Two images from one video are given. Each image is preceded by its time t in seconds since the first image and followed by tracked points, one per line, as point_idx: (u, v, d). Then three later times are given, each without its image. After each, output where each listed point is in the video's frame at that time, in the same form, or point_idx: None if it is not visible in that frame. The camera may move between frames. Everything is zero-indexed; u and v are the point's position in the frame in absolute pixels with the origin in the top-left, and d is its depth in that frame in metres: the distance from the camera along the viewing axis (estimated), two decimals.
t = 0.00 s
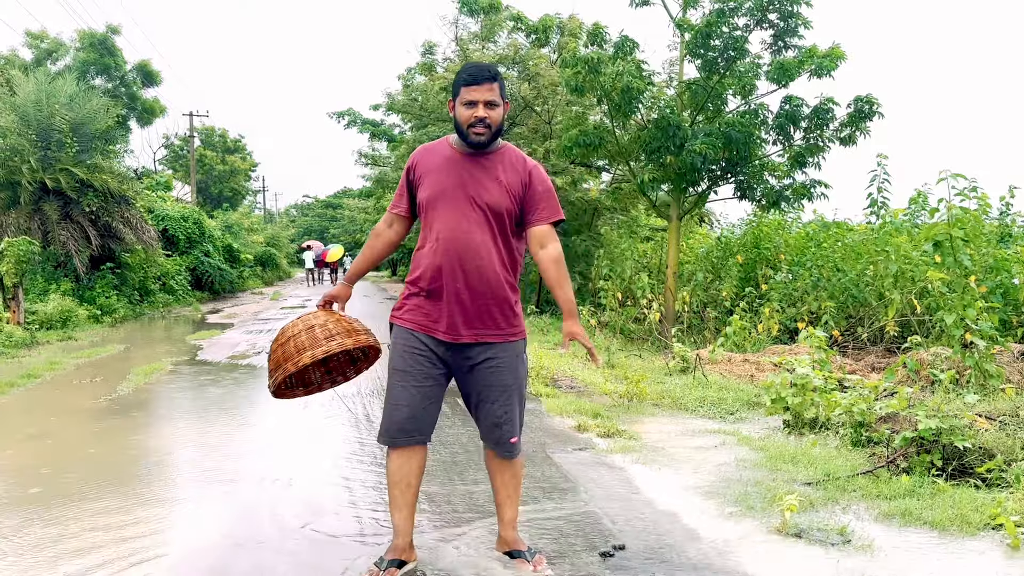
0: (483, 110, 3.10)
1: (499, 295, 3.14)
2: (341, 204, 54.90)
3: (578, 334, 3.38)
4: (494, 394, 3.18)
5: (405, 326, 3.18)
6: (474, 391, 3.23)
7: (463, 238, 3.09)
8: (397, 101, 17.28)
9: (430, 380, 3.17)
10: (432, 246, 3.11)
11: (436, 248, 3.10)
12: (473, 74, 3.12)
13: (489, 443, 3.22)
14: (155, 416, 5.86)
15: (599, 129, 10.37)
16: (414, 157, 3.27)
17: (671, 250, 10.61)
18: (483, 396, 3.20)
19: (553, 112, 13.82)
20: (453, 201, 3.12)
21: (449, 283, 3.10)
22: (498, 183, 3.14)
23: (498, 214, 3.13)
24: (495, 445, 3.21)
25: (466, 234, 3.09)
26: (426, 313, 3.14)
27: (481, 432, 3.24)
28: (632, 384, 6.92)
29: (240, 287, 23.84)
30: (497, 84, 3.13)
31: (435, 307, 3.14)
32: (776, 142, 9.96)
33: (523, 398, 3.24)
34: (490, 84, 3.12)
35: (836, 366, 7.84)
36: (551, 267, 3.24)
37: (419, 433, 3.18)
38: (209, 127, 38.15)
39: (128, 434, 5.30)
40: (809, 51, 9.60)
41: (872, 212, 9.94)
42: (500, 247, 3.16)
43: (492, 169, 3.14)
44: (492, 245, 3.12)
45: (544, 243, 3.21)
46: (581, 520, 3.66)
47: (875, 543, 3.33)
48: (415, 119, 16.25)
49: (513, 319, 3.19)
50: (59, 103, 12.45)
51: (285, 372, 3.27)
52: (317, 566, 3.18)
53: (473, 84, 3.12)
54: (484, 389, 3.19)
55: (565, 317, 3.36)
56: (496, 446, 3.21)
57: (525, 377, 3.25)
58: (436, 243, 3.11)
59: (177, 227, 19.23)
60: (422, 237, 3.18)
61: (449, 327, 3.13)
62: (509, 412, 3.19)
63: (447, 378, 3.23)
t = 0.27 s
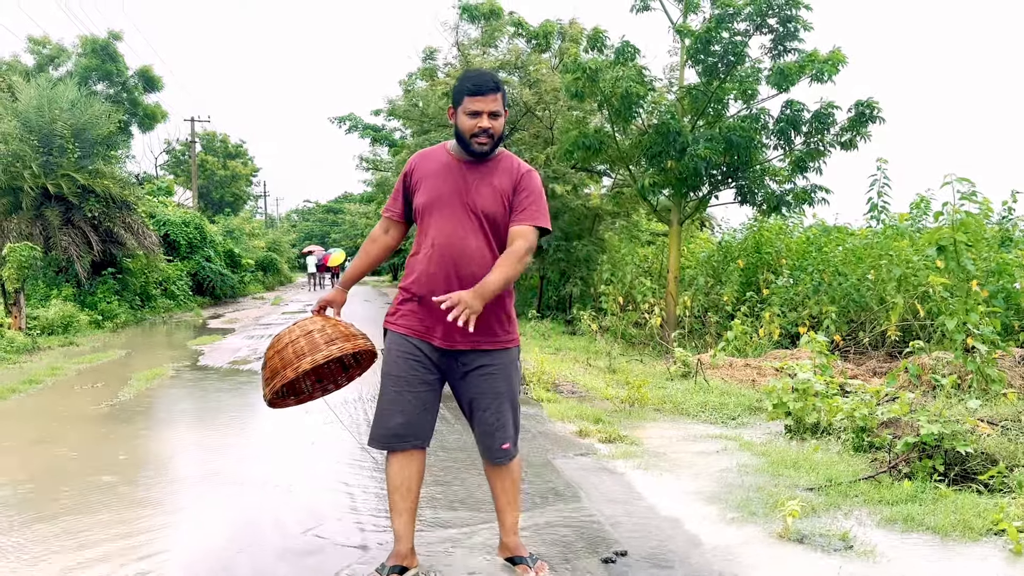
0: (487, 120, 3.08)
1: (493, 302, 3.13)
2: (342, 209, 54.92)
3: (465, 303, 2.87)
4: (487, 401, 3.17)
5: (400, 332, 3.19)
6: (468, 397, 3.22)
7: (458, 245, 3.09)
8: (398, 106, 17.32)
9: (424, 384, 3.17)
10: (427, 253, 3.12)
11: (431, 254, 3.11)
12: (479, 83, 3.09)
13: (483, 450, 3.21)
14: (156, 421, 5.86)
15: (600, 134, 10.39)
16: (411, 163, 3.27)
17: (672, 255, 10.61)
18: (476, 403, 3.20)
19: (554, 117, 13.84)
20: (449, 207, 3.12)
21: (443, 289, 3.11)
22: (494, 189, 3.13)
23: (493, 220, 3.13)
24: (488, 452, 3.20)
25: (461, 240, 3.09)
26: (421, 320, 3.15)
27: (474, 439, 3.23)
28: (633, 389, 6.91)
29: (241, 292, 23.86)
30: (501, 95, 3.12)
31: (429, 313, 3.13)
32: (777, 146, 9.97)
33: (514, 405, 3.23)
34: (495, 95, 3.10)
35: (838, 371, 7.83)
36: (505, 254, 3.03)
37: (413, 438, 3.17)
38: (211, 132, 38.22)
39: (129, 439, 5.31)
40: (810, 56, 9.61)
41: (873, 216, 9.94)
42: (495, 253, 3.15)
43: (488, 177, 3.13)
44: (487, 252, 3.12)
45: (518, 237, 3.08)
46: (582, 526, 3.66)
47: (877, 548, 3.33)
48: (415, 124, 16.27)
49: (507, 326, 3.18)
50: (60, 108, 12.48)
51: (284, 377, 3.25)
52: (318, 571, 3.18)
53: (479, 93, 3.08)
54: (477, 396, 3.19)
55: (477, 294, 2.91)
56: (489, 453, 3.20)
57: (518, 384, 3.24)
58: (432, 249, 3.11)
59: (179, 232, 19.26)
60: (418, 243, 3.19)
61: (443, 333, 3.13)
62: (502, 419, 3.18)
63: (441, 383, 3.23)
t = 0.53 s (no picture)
0: (503, 136, 3.10)
1: (494, 310, 3.13)
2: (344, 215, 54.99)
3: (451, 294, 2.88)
4: (489, 409, 3.18)
5: (401, 339, 3.19)
6: (470, 404, 3.22)
7: (460, 253, 3.09)
8: (399, 113, 17.36)
9: (427, 392, 3.18)
10: (429, 261, 3.12)
11: (433, 262, 3.11)
12: (497, 98, 3.09)
13: (485, 457, 3.21)
14: (159, 429, 5.87)
15: (601, 140, 10.41)
16: (414, 170, 3.28)
17: (674, 261, 10.62)
18: (479, 410, 3.20)
19: (555, 124, 13.87)
20: (452, 215, 3.13)
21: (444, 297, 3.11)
22: (496, 198, 3.14)
23: (495, 229, 3.13)
24: (491, 459, 3.20)
25: (462, 248, 3.09)
26: (420, 328, 3.15)
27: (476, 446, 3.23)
28: (636, 395, 6.91)
29: (243, 299, 23.89)
30: (515, 111, 3.14)
31: (429, 321, 3.14)
32: (778, 152, 9.99)
33: (517, 413, 3.23)
34: (511, 111, 3.12)
35: (841, 376, 7.82)
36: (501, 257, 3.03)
37: (417, 445, 3.18)
38: (212, 139, 38.33)
39: (132, 447, 5.31)
40: (811, 62, 9.63)
41: (874, 222, 9.94)
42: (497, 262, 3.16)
43: (492, 186, 3.14)
44: (488, 261, 3.12)
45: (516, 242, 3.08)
46: (586, 532, 3.66)
47: (881, 555, 3.33)
48: (417, 131, 16.31)
49: (508, 334, 3.18)
50: (63, 116, 12.53)
51: (287, 387, 3.27)
52: None
53: (498, 108, 3.08)
54: (479, 403, 3.19)
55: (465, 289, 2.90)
56: (492, 461, 3.20)
57: (520, 392, 3.25)
58: (433, 257, 3.12)
59: (181, 239, 19.29)
60: (420, 251, 3.19)
61: (444, 342, 3.13)
62: (504, 426, 3.18)
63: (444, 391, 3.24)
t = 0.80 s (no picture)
0: (508, 146, 3.11)
1: (498, 321, 3.14)
2: (346, 223, 55.07)
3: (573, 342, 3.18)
4: (493, 416, 3.19)
5: (404, 347, 3.20)
6: (474, 412, 3.23)
7: (465, 262, 3.10)
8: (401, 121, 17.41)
9: (431, 399, 3.19)
10: (434, 269, 3.13)
11: (437, 271, 3.12)
12: (503, 109, 3.10)
13: (490, 465, 3.21)
14: (161, 437, 5.88)
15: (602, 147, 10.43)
16: (420, 178, 3.29)
17: (677, 268, 10.63)
18: (483, 418, 3.20)
19: (557, 131, 13.90)
20: (457, 224, 3.13)
21: (448, 306, 3.11)
22: (502, 209, 3.16)
23: (500, 240, 3.15)
24: (495, 467, 3.21)
25: (467, 258, 3.10)
26: (424, 337, 3.15)
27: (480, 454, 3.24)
28: (638, 402, 6.90)
29: (245, 306, 23.91)
30: (520, 121, 3.15)
31: (433, 330, 3.13)
32: (780, 159, 10.00)
33: (521, 420, 3.24)
34: (516, 121, 3.13)
35: (844, 383, 7.82)
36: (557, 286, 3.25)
37: (422, 452, 3.18)
38: (215, 147, 38.45)
39: (135, 455, 5.32)
40: (811, 69, 9.66)
41: (876, 228, 9.94)
42: (501, 272, 3.17)
43: (497, 196, 3.16)
44: (493, 271, 3.13)
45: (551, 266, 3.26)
46: (589, 540, 3.66)
47: (884, 561, 3.32)
48: (419, 139, 16.35)
49: (511, 344, 3.19)
50: (66, 125, 12.59)
51: (292, 397, 3.30)
52: None
53: (503, 119, 3.10)
54: (484, 411, 3.20)
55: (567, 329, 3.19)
56: (496, 468, 3.20)
57: (524, 399, 3.25)
58: (438, 266, 3.12)
59: (184, 247, 19.34)
60: (424, 259, 3.20)
61: (447, 351, 3.13)
62: (508, 434, 3.19)
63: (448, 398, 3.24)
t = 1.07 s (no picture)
0: (512, 151, 3.12)
1: (505, 328, 3.15)
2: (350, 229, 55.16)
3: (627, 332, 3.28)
4: (498, 423, 3.20)
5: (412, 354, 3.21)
6: (480, 418, 3.24)
7: (473, 270, 3.10)
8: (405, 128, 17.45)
9: (437, 406, 3.20)
10: (441, 276, 3.13)
11: (445, 278, 3.12)
12: (508, 114, 3.12)
13: (495, 471, 3.22)
14: (166, 444, 5.90)
15: (605, 153, 10.44)
16: (429, 185, 3.31)
17: (680, 273, 10.64)
18: (488, 425, 3.22)
19: (560, 137, 13.93)
20: (465, 232, 3.14)
21: (456, 313, 3.12)
22: (510, 217, 3.16)
23: (508, 248, 3.15)
24: (501, 473, 3.21)
25: (475, 266, 3.10)
26: (430, 343, 3.16)
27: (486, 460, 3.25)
28: (643, 408, 6.90)
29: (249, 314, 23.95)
30: (525, 127, 3.16)
31: (440, 338, 3.14)
32: (783, 164, 10.00)
33: (527, 427, 3.25)
34: (521, 127, 3.14)
35: (848, 389, 7.80)
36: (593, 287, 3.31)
37: (428, 459, 3.19)
38: (219, 155, 38.58)
39: (140, 462, 5.34)
40: (814, 74, 9.67)
41: (880, 233, 9.93)
42: (509, 280, 3.17)
43: (506, 204, 3.17)
44: (501, 279, 3.14)
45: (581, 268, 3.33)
46: (593, 546, 3.66)
47: (889, 567, 3.32)
48: (422, 146, 16.39)
49: (518, 352, 3.20)
50: (71, 134, 12.65)
51: (294, 397, 3.32)
52: None
53: (508, 124, 3.12)
54: (489, 417, 3.21)
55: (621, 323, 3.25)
56: (501, 475, 3.21)
57: (530, 406, 3.26)
58: (446, 274, 3.13)
59: (188, 255, 19.40)
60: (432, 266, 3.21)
61: (454, 358, 3.14)
62: (514, 441, 3.20)
63: (453, 405, 3.25)
